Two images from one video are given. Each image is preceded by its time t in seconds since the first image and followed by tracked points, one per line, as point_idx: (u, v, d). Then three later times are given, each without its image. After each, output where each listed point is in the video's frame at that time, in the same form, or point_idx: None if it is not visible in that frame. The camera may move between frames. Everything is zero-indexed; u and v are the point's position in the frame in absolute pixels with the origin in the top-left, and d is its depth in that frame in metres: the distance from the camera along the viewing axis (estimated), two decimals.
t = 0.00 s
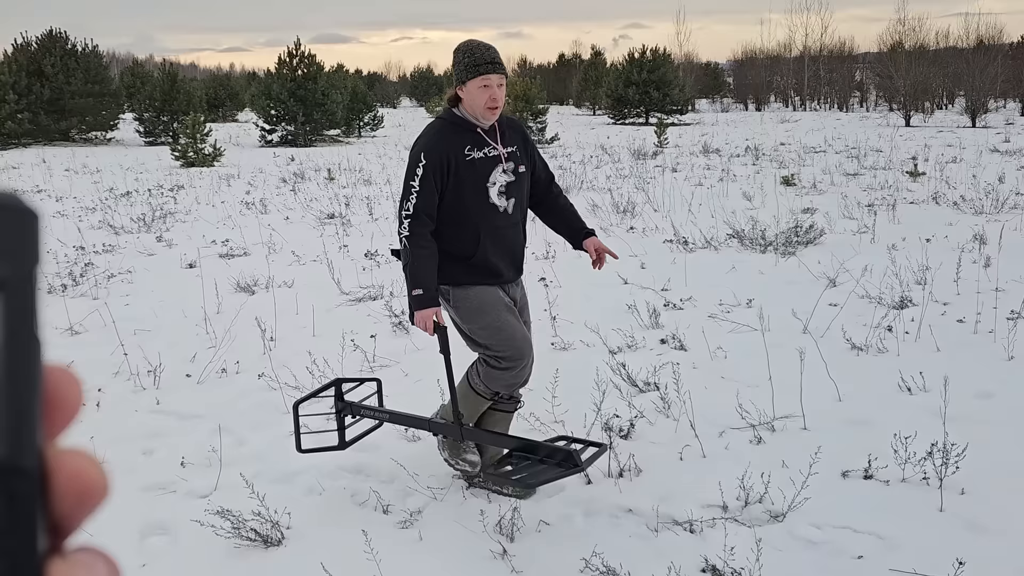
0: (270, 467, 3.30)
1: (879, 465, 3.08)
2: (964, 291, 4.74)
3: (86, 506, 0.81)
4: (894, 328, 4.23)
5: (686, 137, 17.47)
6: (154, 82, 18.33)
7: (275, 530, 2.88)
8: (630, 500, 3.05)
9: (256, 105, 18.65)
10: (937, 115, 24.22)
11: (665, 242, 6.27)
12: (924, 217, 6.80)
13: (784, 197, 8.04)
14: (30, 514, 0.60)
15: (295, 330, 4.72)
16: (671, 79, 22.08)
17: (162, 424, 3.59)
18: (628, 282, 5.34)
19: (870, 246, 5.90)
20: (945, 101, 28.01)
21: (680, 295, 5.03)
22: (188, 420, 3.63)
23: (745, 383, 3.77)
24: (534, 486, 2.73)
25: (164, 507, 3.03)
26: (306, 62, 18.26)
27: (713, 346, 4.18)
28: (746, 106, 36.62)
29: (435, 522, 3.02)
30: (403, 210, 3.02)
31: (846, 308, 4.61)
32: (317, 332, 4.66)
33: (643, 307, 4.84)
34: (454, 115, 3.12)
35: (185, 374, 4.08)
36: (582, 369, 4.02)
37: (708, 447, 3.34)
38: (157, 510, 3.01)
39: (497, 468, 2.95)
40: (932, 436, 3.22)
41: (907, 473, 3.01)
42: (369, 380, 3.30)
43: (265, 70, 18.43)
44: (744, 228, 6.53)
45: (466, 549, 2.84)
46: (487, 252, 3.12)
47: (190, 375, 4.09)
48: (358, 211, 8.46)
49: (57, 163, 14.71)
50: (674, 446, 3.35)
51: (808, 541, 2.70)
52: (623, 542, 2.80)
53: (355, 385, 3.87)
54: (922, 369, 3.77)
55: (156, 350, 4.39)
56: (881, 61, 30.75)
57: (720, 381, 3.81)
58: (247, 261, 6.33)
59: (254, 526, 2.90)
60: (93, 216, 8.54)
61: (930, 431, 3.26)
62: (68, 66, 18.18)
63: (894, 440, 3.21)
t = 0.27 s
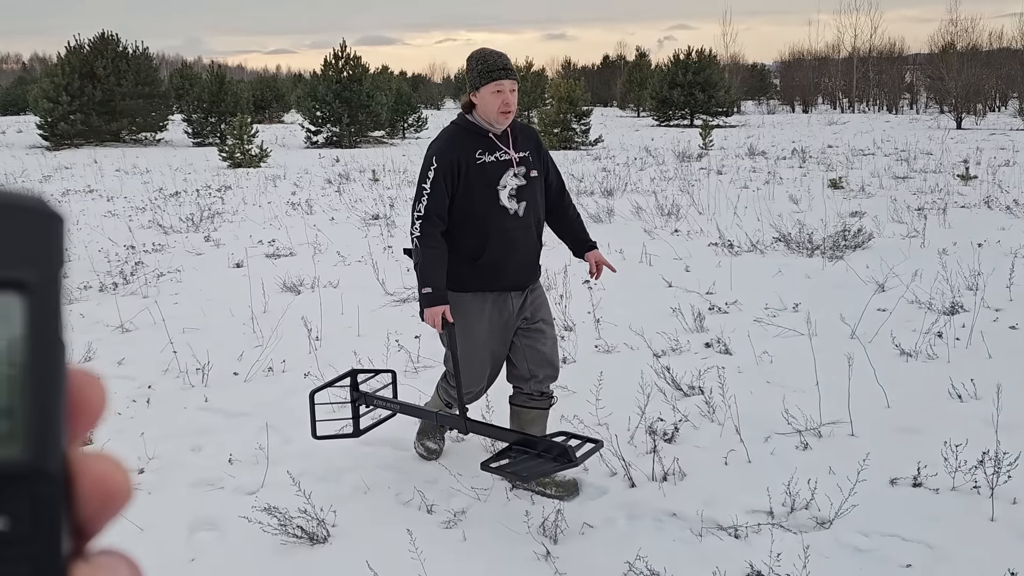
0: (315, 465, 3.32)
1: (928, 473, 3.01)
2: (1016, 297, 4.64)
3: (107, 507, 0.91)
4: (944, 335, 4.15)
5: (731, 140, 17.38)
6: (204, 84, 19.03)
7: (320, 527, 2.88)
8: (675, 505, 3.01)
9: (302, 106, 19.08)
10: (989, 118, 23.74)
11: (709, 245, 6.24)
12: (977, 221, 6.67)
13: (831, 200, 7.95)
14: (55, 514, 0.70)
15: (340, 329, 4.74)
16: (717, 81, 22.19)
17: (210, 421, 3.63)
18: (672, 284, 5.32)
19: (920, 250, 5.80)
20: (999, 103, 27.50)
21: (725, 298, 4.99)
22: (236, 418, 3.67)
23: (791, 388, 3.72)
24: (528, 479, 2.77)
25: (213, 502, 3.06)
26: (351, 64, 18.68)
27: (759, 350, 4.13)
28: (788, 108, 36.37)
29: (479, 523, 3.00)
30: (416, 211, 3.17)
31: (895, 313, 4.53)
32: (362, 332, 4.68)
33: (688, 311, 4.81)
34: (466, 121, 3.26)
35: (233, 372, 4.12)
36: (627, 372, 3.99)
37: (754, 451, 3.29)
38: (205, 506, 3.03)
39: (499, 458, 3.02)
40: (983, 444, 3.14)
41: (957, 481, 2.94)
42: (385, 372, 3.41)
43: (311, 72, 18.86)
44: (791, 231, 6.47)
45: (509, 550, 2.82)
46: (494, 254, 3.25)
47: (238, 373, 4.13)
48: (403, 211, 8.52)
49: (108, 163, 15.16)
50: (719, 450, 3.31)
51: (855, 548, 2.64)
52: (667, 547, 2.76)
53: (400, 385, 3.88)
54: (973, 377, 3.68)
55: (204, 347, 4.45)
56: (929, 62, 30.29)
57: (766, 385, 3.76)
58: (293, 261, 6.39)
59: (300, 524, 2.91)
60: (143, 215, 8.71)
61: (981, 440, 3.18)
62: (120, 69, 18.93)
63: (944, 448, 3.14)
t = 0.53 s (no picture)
0: (361, 467, 3.31)
1: (980, 482, 2.93)
2: None
3: (140, 488, 1.03)
4: (997, 341, 4.07)
5: (777, 144, 17.28)
6: (253, 86, 20.02)
7: (366, 528, 2.86)
8: (722, 511, 2.95)
9: (350, 108, 19.58)
10: None
11: (756, 249, 6.20)
12: None
13: (881, 204, 7.85)
14: (87, 493, 0.80)
15: (386, 331, 4.75)
16: (764, 84, 22.75)
17: (258, 421, 3.66)
18: (719, 289, 5.29)
19: (972, 256, 5.70)
20: None
21: (773, 303, 4.95)
22: (284, 418, 3.69)
23: (840, 395, 3.66)
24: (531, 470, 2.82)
25: (261, 502, 3.07)
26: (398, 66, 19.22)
27: (807, 356, 4.09)
28: (837, 109, 36.00)
29: (525, 527, 2.95)
30: (421, 215, 3.34)
31: (947, 319, 4.45)
32: (408, 334, 4.68)
33: (734, 315, 4.77)
34: (468, 129, 3.43)
35: (280, 373, 4.15)
36: (674, 377, 3.96)
37: (801, 458, 3.23)
38: (254, 506, 3.04)
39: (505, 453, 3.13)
40: None
41: (1010, 491, 2.86)
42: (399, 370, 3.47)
43: (360, 75, 19.39)
44: (839, 235, 6.41)
45: (554, 554, 2.78)
46: (494, 254, 3.40)
47: (285, 374, 4.16)
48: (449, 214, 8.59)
49: (159, 164, 15.59)
50: (765, 456, 3.26)
51: (905, 557, 2.58)
52: (713, 552, 2.71)
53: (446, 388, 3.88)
54: None
55: (252, 348, 4.49)
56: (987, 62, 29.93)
57: (813, 392, 3.71)
58: (339, 262, 6.44)
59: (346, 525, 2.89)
60: (193, 216, 8.87)
61: None
62: (171, 72, 19.61)
63: (998, 457, 3.06)
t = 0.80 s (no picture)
0: (405, 469, 3.32)
1: None
2: None
3: (172, 482, 1.12)
4: None
5: (826, 148, 17.06)
6: (301, 90, 20.86)
7: (411, 529, 2.85)
8: (769, 519, 2.89)
9: (395, 111, 19.94)
10: None
11: (805, 254, 6.13)
12: None
13: (933, 210, 7.70)
14: (124, 484, 0.90)
15: (431, 333, 4.77)
16: (813, 86, 22.47)
17: (305, 421, 3.70)
18: (765, 295, 5.24)
19: None
20: None
21: (820, 309, 4.88)
22: (330, 419, 3.74)
23: (890, 404, 3.60)
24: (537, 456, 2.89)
25: (306, 501, 3.09)
26: (442, 70, 19.60)
27: (856, 364, 4.02)
28: (887, 112, 35.35)
29: (570, 531, 2.91)
30: (443, 208, 3.43)
31: (1002, 329, 4.33)
32: (452, 337, 4.69)
33: (781, 321, 4.72)
34: (490, 125, 3.51)
35: (327, 374, 4.20)
36: (720, 384, 3.93)
37: (850, 467, 3.17)
38: (302, 504, 3.06)
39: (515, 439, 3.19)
40: None
41: None
42: (420, 354, 3.55)
43: (405, 79, 19.81)
44: (890, 241, 6.30)
45: (598, 558, 2.73)
46: (515, 245, 3.43)
47: (332, 374, 4.21)
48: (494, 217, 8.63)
49: (208, 166, 15.98)
50: (813, 464, 3.20)
51: (957, 570, 2.50)
52: (760, 560, 2.66)
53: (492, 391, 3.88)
54: None
55: (300, 349, 4.55)
56: None
57: (863, 400, 3.64)
58: (385, 265, 6.50)
59: (392, 525, 2.89)
60: (241, 218, 9.02)
61: None
62: (221, 76, 20.18)
63: None
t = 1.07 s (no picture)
0: (445, 470, 3.32)
1: None
2: None
3: (178, 491, 1.28)
4: None
5: (873, 153, 16.76)
6: (345, 94, 21.37)
7: (453, 530, 2.83)
8: (816, 530, 2.82)
9: (437, 117, 20.24)
10: None
11: (852, 261, 6.03)
12: None
13: (988, 217, 7.50)
14: (128, 489, 0.99)
15: (472, 335, 4.78)
16: (860, 90, 22.44)
17: (348, 421, 3.74)
18: (811, 301, 5.16)
19: None
20: None
21: (868, 317, 4.79)
22: (372, 419, 3.77)
23: (942, 415, 3.49)
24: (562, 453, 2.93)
25: (348, 500, 3.10)
26: (485, 74, 19.93)
27: (906, 373, 3.92)
28: (934, 117, 34.63)
29: (613, 536, 2.87)
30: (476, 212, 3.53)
31: None
32: (493, 339, 4.69)
33: (828, 329, 4.64)
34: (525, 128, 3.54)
35: (369, 375, 4.24)
36: (765, 391, 3.87)
37: (900, 479, 3.08)
38: (345, 502, 3.07)
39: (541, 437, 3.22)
40: None
41: None
42: (450, 348, 3.57)
43: (448, 84, 20.19)
44: (941, 249, 6.16)
45: (640, 564, 2.68)
46: (550, 248, 3.39)
47: (374, 375, 4.24)
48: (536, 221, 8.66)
49: (254, 169, 16.34)
50: (862, 475, 3.11)
51: None
52: (807, 570, 2.59)
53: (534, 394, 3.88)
54: None
55: (343, 350, 4.60)
56: None
57: (913, 411, 3.54)
58: (427, 267, 6.55)
59: (434, 526, 2.88)
60: (286, 220, 9.18)
61: None
62: (267, 81, 20.62)
63: None
